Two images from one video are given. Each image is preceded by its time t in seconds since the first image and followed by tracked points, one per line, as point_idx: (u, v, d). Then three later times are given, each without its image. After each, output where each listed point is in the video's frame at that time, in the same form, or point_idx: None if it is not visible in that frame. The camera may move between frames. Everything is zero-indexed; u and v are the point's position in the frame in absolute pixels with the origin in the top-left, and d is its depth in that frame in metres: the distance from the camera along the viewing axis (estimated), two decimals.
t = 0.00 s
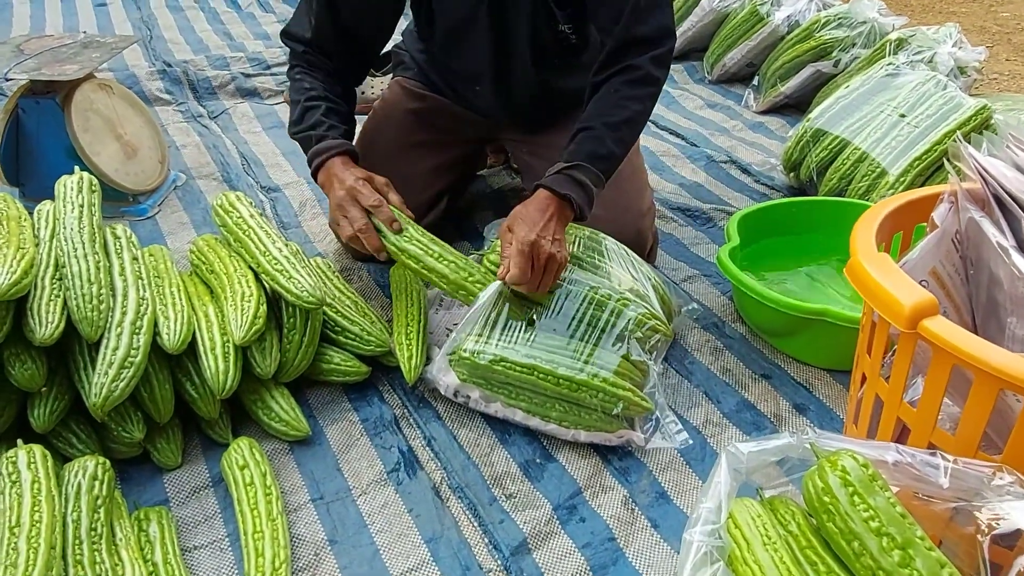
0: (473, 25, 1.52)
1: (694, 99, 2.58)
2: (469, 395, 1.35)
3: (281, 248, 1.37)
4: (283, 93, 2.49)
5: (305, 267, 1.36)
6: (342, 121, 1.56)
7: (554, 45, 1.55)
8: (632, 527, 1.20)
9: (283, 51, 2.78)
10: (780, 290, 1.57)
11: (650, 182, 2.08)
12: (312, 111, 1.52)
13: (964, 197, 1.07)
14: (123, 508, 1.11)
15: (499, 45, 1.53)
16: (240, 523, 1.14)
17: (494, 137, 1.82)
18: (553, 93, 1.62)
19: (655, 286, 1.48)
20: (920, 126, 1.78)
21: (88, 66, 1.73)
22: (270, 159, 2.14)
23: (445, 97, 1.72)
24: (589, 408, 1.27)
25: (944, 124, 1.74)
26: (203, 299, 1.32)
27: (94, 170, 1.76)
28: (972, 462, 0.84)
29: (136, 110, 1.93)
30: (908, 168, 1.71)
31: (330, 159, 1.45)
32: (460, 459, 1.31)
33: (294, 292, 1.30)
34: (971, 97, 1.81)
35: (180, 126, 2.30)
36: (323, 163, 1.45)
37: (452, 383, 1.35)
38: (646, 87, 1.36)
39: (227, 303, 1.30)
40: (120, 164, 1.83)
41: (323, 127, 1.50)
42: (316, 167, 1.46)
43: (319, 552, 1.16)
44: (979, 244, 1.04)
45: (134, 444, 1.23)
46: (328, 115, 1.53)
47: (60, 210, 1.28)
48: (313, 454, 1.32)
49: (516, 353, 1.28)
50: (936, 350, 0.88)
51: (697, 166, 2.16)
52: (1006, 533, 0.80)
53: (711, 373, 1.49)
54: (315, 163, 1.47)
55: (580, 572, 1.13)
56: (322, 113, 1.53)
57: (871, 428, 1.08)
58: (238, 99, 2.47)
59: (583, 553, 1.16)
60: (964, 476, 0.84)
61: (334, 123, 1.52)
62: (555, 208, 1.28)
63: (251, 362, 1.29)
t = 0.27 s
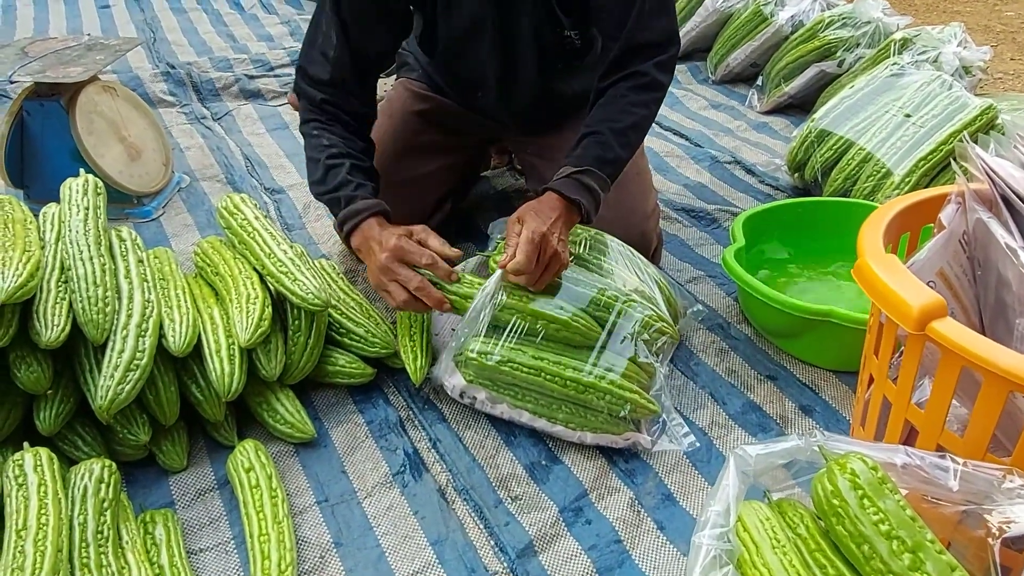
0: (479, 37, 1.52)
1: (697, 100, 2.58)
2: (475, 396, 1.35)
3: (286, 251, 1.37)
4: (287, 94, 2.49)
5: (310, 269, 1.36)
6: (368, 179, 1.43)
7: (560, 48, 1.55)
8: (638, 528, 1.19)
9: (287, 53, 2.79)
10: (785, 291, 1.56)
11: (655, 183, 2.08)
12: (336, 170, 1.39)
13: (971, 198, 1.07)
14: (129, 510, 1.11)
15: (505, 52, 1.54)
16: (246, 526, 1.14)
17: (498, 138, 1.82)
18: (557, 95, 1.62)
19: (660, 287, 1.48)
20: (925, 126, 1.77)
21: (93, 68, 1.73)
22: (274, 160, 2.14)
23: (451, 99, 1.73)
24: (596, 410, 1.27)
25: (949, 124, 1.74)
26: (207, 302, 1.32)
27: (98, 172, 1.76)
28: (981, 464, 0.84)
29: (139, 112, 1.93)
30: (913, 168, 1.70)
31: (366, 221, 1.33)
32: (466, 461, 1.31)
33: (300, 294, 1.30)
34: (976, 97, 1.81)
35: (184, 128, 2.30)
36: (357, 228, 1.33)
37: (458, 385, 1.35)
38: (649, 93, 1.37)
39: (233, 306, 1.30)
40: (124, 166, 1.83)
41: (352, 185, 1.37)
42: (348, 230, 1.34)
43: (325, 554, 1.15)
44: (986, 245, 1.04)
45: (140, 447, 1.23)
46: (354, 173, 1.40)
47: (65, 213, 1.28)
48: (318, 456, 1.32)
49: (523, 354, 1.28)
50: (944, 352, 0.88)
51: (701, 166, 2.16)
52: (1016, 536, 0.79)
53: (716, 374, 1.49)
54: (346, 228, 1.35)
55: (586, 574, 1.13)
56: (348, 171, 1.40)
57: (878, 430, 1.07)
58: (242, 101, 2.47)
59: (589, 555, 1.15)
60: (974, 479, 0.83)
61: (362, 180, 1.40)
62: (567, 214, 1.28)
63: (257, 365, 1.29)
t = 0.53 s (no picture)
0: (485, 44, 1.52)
1: (701, 101, 2.58)
2: (482, 399, 1.35)
3: (291, 252, 1.37)
4: (291, 96, 2.50)
5: (315, 270, 1.37)
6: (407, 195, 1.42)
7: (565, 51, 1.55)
8: (642, 530, 1.20)
9: (291, 54, 2.79)
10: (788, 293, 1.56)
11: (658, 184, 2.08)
12: (373, 189, 1.39)
13: (975, 201, 1.07)
14: (135, 511, 1.12)
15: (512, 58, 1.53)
16: (251, 527, 1.15)
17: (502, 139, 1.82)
18: (560, 97, 1.64)
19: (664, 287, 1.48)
20: (929, 128, 1.78)
21: (98, 70, 1.74)
22: (279, 162, 2.15)
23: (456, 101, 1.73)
24: (602, 411, 1.27)
25: (953, 126, 1.74)
26: (212, 303, 1.32)
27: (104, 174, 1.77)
28: (986, 467, 0.84)
29: (144, 113, 1.93)
30: (917, 170, 1.71)
31: (401, 239, 1.34)
32: (470, 462, 1.31)
33: (305, 295, 1.30)
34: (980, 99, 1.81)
35: (188, 129, 2.30)
36: (395, 243, 1.33)
37: (464, 388, 1.35)
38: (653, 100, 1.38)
39: (238, 307, 1.31)
40: (129, 168, 1.84)
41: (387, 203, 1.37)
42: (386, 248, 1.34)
43: (330, 555, 1.16)
44: (990, 248, 1.04)
45: (146, 448, 1.24)
46: (390, 190, 1.40)
47: (71, 215, 1.29)
48: (323, 457, 1.32)
49: (530, 357, 1.28)
50: (949, 355, 0.88)
51: (705, 168, 2.16)
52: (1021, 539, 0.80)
53: (720, 376, 1.49)
54: (384, 245, 1.35)
55: None
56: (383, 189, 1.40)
57: (883, 433, 1.07)
58: (246, 102, 2.48)
59: (593, 556, 1.16)
60: (980, 483, 0.83)
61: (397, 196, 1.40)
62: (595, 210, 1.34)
63: (262, 366, 1.29)
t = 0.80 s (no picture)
0: (486, 44, 1.53)
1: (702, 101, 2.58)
2: (482, 399, 1.35)
3: (292, 251, 1.38)
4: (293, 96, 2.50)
5: (316, 269, 1.37)
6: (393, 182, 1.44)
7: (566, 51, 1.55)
8: (641, 529, 1.20)
9: (293, 54, 2.79)
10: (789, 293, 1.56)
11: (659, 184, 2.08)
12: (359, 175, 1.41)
13: (976, 201, 1.07)
14: (136, 509, 1.12)
15: (515, 60, 1.54)
16: (252, 525, 1.15)
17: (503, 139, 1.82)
18: (562, 98, 1.65)
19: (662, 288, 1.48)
20: (930, 128, 1.78)
21: (101, 70, 1.74)
22: (280, 161, 2.15)
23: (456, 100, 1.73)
24: (602, 411, 1.27)
25: (954, 127, 1.74)
26: (214, 302, 1.33)
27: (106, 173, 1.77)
28: (985, 467, 0.84)
29: (146, 113, 1.94)
30: (918, 171, 1.71)
31: (372, 228, 1.36)
32: (470, 462, 1.32)
33: (306, 294, 1.31)
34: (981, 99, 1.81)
35: (190, 128, 2.31)
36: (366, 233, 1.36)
37: (464, 387, 1.35)
38: (656, 107, 1.39)
39: (239, 306, 1.31)
40: (131, 167, 1.84)
41: (367, 192, 1.40)
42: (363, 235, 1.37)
43: (330, 554, 1.16)
44: (991, 248, 1.04)
45: (147, 446, 1.24)
46: (376, 177, 1.42)
47: (73, 214, 1.29)
48: (323, 456, 1.33)
49: (530, 356, 1.28)
50: (948, 355, 0.88)
51: (706, 168, 2.16)
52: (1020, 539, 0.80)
53: (720, 376, 1.49)
54: (361, 233, 1.38)
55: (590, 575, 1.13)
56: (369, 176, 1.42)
57: (882, 433, 1.07)
58: (248, 102, 2.48)
59: (592, 556, 1.16)
60: (979, 483, 0.83)
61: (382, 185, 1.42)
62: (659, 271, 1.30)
63: (263, 365, 1.30)
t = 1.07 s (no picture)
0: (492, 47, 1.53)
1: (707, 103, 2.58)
2: (489, 402, 1.35)
3: (297, 253, 1.38)
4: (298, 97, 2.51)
5: (321, 271, 1.37)
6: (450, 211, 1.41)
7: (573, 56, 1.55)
8: (646, 532, 1.20)
9: (298, 55, 2.80)
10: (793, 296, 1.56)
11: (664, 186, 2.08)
12: (412, 210, 1.39)
13: (982, 204, 1.07)
14: (141, 510, 1.12)
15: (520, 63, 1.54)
16: (257, 526, 1.15)
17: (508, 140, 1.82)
18: (568, 100, 1.64)
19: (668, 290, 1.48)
20: (936, 131, 1.78)
21: (107, 71, 1.75)
22: (285, 162, 2.16)
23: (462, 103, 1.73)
24: (608, 414, 1.28)
25: (960, 129, 1.74)
26: (219, 304, 1.33)
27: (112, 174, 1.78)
28: (991, 472, 0.84)
29: (152, 114, 1.94)
30: (924, 173, 1.71)
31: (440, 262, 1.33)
32: (475, 463, 1.32)
33: (311, 296, 1.31)
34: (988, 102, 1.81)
35: (196, 129, 2.31)
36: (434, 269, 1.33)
37: (471, 391, 1.35)
38: (667, 110, 1.40)
39: (245, 308, 1.31)
40: (137, 168, 1.85)
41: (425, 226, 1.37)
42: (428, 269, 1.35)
43: (335, 555, 1.16)
44: (996, 251, 1.04)
45: (152, 447, 1.25)
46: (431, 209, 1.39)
47: (80, 215, 1.29)
48: (329, 458, 1.33)
49: (538, 361, 1.28)
50: (955, 359, 0.88)
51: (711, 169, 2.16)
52: None
53: (725, 378, 1.49)
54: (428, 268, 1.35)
55: None
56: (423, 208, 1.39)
57: (887, 437, 1.08)
58: (253, 103, 2.49)
59: (597, 558, 1.16)
60: (984, 487, 0.83)
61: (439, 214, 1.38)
62: (667, 276, 1.30)
63: (268, 367, 1.30)
